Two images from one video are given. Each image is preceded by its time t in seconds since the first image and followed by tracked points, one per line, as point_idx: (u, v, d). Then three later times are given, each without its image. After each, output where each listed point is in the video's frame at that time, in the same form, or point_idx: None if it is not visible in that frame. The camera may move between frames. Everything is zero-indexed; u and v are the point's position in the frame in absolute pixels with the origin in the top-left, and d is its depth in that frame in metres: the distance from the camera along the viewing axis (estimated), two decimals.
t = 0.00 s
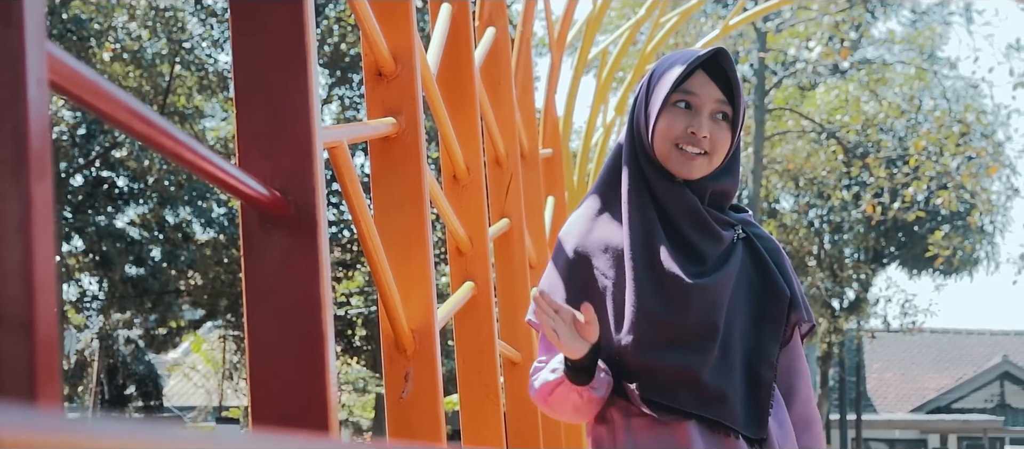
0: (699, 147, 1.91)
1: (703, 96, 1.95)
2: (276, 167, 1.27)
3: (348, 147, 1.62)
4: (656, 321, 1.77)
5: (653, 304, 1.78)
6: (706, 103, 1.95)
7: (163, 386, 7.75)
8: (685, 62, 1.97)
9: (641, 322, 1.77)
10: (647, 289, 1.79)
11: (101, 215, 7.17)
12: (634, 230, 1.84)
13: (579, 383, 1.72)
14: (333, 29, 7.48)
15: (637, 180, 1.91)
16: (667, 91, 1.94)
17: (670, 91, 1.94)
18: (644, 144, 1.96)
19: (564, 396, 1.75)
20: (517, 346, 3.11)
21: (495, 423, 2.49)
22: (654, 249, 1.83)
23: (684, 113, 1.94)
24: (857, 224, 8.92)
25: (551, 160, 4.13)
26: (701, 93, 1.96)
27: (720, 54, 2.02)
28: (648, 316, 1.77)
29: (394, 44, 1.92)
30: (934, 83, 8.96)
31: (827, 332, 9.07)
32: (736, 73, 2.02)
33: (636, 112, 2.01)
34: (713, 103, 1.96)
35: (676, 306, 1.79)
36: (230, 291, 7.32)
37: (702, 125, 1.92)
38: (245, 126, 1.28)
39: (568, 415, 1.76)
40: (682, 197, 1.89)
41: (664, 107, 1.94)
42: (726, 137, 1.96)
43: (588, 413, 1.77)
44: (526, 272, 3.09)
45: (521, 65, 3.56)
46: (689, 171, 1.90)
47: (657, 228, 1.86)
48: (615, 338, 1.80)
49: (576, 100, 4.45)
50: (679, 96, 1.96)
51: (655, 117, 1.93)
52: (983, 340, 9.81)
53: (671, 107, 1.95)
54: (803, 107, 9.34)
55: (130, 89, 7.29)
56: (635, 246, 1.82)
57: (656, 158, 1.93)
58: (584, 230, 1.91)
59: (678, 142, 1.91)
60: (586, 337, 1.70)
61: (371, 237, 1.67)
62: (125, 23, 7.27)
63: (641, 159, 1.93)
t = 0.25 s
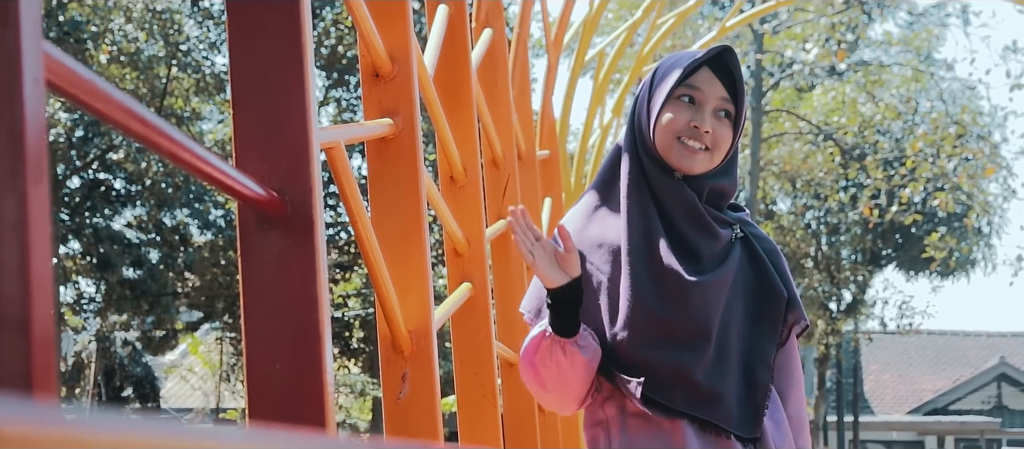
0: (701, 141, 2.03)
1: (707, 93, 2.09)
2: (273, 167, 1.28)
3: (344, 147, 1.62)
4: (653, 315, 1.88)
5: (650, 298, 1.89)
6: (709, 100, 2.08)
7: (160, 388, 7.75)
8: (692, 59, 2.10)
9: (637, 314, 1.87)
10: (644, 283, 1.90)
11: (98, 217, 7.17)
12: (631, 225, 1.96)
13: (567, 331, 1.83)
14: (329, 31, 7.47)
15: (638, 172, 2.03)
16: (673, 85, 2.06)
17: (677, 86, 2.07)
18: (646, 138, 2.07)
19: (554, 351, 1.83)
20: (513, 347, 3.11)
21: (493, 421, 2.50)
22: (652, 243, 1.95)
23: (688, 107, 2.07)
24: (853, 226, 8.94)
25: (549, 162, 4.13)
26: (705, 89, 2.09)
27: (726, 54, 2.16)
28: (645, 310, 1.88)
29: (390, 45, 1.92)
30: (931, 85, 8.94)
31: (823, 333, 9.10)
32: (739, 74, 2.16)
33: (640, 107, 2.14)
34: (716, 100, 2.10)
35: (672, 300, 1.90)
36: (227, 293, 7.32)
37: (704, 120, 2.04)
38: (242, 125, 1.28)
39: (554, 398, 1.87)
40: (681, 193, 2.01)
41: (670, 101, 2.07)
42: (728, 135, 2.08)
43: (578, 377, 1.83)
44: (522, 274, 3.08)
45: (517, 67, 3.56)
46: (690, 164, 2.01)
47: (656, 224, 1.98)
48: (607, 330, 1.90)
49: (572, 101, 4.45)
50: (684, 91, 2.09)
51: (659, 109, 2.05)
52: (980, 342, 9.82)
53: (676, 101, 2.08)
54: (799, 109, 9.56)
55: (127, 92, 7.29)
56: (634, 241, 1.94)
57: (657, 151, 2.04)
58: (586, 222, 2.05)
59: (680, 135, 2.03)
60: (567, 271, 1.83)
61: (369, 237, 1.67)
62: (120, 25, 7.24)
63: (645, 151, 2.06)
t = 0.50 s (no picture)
0: (704, 137, 2.03)
1: (713, 90, 2.09)
2: (273, 167, 1.28)
3: (344, 146, 1.62)
4: (649, 313, 1.89)
5: (647, 295, 1.90)
6: (715, 97, 2.09)
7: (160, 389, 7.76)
8: (699, 57, 2.11)
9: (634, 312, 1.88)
10: (643, 280, 1.91)
11: (98, 218, 7.18)
12: (631, 221, 1.97)
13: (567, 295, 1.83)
14: (329, 32, 7.47)
15: (640, 167, 2.04)
16: (680, 79, 2.07)
17: (683, 81, 2.08)
18: (651, 132, 2.08)
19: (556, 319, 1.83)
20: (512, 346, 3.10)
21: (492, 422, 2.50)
22: (651, 238, 1.96)
23: (694, 103, 2.08)
24: (852, 228, 8.96)
25: (549, 163, 4.13)
26: (711, 87, 2.09)
27: (732, 54, 2.17)
28: (642, 308, 1.89)
29: (390, 45, 1.92)
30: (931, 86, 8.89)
31: (823, 335, 9.10)
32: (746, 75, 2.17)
33: (645, 103, 2.14)
34: (721, 99, 2.10)
35: (669, 299, 1.91)
36: (227, 293, 7.32)
37: (709, 117, 2.05)
38: (242, 125, 1.28)
39: (553, 387, 1.89)
40: (681, 191, 2.01)
41: (675, 96, 2.08)
42: (731, 133, 2.08)
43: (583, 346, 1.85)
44: (522, 274, 3.08)
45: (517, 67, 3.55)
46: (693, 159, 2.01)
47: (655, 221, 1.99)
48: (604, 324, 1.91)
49: (572, 102, 4.43)
50: (690, 88, 2.10)
51: (665, 103, 2.06)
52: (980, 344, 9.81)
53: (682, 97, 2.09)
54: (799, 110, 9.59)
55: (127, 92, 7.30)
56: (633, 238, 1.95)
57: (660, 146, 2.05)
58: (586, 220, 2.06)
59: (684, 130, 2.03)
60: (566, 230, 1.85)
61: (368, 237, 1.67)
62: (120, 26, 7.24)
63: (649, 146, 2.06)
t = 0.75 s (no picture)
0: (708, 132, 2.03)
1: (717, 88, 2.09)
2: (272, 167, 1.28)
3: (344, 147, 1.62)
4: (647, 311, 1.90)
5: (646, 294, 1.91)
6: (718, 94, 2.09)
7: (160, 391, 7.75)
8: (703, 55, 2.11)
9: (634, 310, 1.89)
10: (642, 278, 1.92)
11: (98, 219, 7.17)
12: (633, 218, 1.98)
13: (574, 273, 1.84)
14: (329, 33, 7.47)
15: (643, 164, 2.04)
16: (684, 75, 2.07)
17: (687, 77, 2.08)
18: (654, 128, 2.07)
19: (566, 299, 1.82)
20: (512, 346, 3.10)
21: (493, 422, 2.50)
22: (652, 233, 1.97)
23: (698, 100, 2.08)
24: (853, 229, 8.96)
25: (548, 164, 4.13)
26: (715, 84, 2.10)
27: (735, 53, 2.17)
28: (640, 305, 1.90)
29: (390, 45, 1.92)
30: (931, 87, 8.92)
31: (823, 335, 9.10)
32: (748, 74, 2.17)
33: (648, 100, 2.14)
34: (724, 97, 2.10)
35: (667, 298, 1.93)
36: (227, 294, 7.32)
37: (713, 113, 2.04)
38: (242, 125, 1.28)
39: (565, 379, 1.85)
40: (682, 188, 2.01)
41: (679, 92, 2.08)
42: (734, 131, 2.09)
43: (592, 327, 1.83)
44: (522, 275, 3.08)
45: (517, 68, 3.55)
46: (696, 154, 2.01)
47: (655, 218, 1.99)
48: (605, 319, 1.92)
49: (572, 103, 4.43)
50: (694, 85, 2.10)
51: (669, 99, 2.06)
52: (980, 345, 9.82)
53: (685, 93, 2.09)
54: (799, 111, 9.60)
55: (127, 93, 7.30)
56: (634, 235, 1.95)
57: (664, 141, 2.05)
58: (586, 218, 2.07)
59: (689, 127, 2.03)
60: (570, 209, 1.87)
61: (368, 238, 1.67)
62: (120, 27, 7.24)
63: (652, 142, 2.06)
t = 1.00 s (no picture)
0: (713, 129, 2.03)
1: (721, 86, 2.10)
2: (273, 166, 1.28)
3: (344, 146, 1.62)
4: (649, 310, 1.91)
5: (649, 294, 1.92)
6: (723, 92, 2.09)
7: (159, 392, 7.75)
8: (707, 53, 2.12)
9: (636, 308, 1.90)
10: (645, 277, 1.92)
11: (98, 219, 7.18)
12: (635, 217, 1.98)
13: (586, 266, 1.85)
14: (329, 34, 7.47)
15: (646, 162, 2.05)
16: (689, 73, 2.07)
17: (692, 74, 2.08)
18: (658, 125, 2.07)
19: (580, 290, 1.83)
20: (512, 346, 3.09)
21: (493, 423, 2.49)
22: (653, 231, 1.97)
23: (702, 96, 2.08)
24: (852, 230, 8.94)
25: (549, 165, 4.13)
26: (720, 82, 2.10)
27: (739, 53, 2.18)
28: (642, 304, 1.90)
29: (390, 46, 1.92)
30: (931, 89, 8.93)
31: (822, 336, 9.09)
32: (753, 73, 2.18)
33: (652, 99, 2.14)
34: (729, 95, 2.11)
35: (670, 297, 1.93)
36: (226, 295, 7.32)
37: (718, 109, 2.05)
38: (242, 124, 1.28)
39: (577, 371, 1.84)
40: (685, 184, 2.01)
41: (684, 89, 2.08)
42: (738, 129, 2.09)
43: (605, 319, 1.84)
44: (522, 275, 3.08)
45: (517, 68, 3.55)
46: (701, 150, 2.02)
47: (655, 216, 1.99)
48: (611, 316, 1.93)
49: (572, 104, 4.43)
50: (699, 82, 2.10)
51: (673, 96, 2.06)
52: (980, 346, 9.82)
53: (690, 90, 2.09)
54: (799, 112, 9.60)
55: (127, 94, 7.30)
56: (636, 234, 1.95)
57: (668, 139, 2.05)
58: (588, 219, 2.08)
59: (694, 123, 2.03)
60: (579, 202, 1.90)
61: (369, 237, 1.67)
62: (121, 28, 7.24)
63: (656, 139, 2.06)
